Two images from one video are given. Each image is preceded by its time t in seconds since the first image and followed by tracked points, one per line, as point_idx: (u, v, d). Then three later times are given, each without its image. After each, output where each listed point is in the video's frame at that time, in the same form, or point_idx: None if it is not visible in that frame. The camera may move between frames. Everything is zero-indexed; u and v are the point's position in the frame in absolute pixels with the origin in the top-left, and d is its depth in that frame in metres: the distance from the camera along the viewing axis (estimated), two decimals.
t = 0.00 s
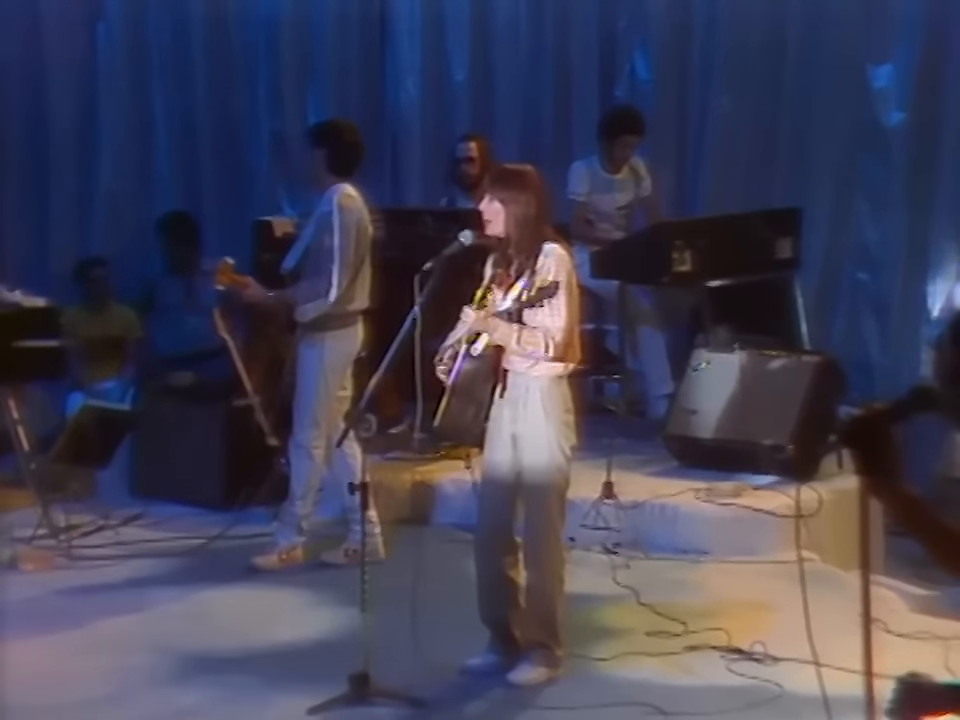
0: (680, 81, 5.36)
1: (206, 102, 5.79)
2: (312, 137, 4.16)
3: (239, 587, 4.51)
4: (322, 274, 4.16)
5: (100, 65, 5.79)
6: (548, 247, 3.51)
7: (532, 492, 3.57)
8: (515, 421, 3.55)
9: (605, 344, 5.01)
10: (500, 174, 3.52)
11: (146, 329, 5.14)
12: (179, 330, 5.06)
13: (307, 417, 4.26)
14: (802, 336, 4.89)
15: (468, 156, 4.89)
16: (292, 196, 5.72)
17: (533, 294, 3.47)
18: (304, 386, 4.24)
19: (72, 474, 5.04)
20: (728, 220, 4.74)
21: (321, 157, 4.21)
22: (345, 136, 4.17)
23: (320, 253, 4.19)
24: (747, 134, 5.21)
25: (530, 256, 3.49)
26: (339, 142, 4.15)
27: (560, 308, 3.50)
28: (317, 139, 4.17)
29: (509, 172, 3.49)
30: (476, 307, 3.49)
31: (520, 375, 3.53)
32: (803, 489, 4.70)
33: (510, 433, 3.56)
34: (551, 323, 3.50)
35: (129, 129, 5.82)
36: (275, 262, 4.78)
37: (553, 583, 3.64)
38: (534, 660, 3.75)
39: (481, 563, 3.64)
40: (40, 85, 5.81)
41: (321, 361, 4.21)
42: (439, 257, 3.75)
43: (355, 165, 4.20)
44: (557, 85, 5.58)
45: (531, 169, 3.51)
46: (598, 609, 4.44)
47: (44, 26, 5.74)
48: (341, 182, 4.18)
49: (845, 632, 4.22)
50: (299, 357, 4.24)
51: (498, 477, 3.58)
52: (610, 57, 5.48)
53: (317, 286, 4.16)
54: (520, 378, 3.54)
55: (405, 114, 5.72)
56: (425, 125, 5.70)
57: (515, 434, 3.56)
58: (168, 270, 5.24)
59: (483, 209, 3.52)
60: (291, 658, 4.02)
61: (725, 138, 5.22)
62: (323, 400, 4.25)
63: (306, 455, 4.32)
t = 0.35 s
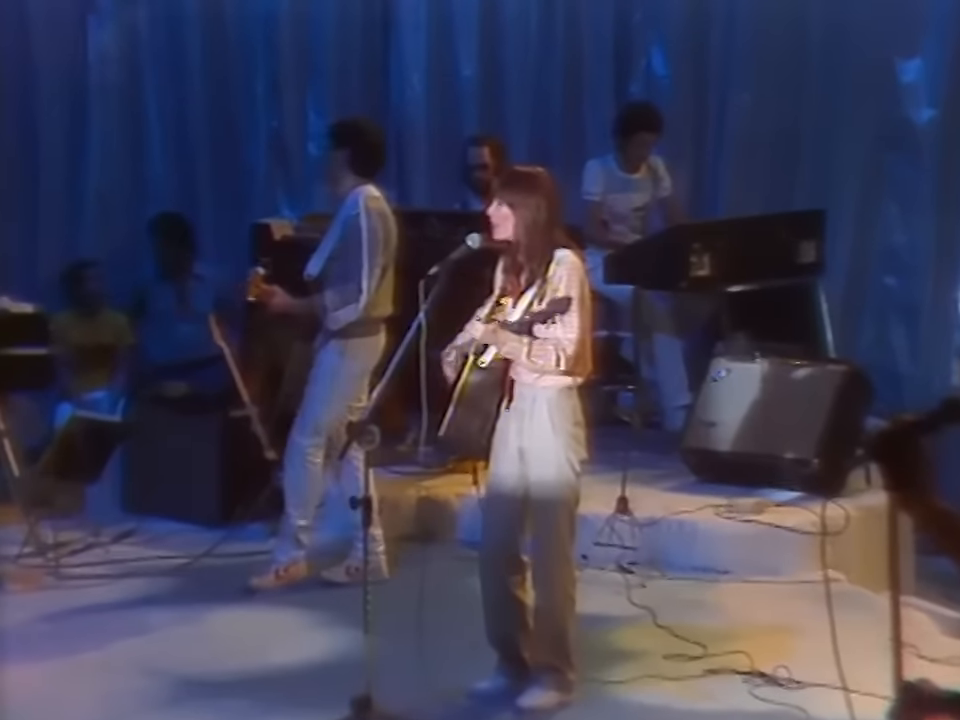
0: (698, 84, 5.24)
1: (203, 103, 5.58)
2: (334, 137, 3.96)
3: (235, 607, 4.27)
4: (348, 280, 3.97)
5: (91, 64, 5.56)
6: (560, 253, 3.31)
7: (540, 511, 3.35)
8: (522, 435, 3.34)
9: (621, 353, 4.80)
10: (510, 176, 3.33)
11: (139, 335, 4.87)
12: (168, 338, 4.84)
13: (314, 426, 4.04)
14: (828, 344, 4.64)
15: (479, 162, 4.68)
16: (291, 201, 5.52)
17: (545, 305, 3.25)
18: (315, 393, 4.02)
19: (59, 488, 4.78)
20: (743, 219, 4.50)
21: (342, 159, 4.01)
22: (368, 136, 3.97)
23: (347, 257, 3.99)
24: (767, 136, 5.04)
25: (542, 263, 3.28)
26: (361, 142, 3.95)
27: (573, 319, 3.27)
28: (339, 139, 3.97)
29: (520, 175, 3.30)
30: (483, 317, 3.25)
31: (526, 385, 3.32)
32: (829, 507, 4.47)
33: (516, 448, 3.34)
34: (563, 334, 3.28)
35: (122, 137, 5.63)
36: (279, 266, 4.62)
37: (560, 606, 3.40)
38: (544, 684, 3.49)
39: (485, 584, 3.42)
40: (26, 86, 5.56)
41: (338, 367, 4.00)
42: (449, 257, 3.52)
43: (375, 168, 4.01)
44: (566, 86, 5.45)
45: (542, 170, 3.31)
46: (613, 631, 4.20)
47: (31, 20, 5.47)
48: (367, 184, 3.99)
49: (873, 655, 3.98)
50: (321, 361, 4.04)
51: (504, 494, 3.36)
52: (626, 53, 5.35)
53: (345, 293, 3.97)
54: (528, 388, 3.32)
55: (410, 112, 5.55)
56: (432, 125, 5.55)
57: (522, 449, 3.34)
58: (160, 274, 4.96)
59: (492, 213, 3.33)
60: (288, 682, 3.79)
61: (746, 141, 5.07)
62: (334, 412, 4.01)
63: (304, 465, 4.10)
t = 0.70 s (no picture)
0: (716, 84, 5.04)
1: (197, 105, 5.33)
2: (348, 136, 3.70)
3: (230, 631, 4.04)
4: (363, 282, 3.71)
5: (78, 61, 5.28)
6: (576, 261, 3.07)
7: (554, 529, 3.07)
8: (534, 450, 3.08)
9: (636, 364, 4.62)
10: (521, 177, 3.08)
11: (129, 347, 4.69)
12: (163, 348, 4.63)
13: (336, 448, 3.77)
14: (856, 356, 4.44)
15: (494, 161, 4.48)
16: (290, 204, 5.35)
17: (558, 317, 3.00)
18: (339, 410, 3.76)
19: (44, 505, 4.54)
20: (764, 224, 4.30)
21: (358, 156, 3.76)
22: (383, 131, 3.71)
23: (362, 257, 3.74)
24: (788, 137, 4.89)
25: (555, 270, 3.03)
26: (377, 140, 3.69)
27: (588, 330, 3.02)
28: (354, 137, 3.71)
29: (532, 175, 3.06)
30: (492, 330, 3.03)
31: (536, 398, 3.06)
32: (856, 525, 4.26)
33: (529, 464, 3.08)
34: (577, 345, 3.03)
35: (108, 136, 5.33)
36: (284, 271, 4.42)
37: (575, 633, 3.10)
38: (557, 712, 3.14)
39: (496, 612, 3.12)
40: (5, 91, 5.18)
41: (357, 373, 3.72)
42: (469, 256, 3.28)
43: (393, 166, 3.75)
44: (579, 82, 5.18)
45: (557, 173, 3.07)
46: (629, 655, 3.96)
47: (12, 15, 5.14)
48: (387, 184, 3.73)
49: (905, 682, 3.74)
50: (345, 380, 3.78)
51: (516, 513, 3.09)
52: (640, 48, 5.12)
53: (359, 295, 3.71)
54: (539, 401, 3.06)
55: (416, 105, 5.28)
56: (439, 119, 5.29)
57: (534, 464, 3.07)
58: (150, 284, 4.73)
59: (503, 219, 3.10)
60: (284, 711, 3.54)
61: (768, 142, 4.89)
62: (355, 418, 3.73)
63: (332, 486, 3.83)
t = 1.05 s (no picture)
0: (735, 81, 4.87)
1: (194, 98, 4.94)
2: (371, 133, 3.54)
3: (224, 653, 3.81)
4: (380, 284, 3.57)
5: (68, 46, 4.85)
6: (589, 263, 2.91)
7: (568, 545, 2.90)
8: (545, 462, 2.90)
9: (651, 373, 4.44)
10: (531, 176, 2.93)
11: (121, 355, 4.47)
12: (157, 355, 4.44)
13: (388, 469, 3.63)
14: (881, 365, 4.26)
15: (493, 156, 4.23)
16: (290, 204, 5.02)
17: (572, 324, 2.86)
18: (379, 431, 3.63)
19: (31, 520, 4.32)
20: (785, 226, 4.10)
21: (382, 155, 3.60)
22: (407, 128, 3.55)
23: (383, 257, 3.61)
24: (809, 133, 4.78)
25: (568, 274, 2.89)
26: (402, 137, 3.53)
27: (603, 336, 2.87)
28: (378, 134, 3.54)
29: (542, 175, 2.92)
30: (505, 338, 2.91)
31: (546, 407, 2.88)
32: (882, 541, 4.06)
33: (539, 476, 2.90)
34: (590, 352, 2.87)
35: (101, 127, 4.92)
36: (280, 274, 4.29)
37: (589, 652, 2.96)
38: None
39: (506, 631, 2.96)
40: None
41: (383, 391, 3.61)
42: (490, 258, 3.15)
43: (420, 163, 3.59)
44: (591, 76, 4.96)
45: (567, 172, 2.92)
46: (644, 675, 3.74)
47: None
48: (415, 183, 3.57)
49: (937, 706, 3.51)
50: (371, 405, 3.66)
51: (526, 529, 2.90)
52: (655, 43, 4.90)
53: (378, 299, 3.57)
54: (550, 410, 2.88)
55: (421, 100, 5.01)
56: (443, 114, 5.02)
57: (545, 476, 2.90)
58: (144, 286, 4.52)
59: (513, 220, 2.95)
60: None
61: (790, 137, 4.78)
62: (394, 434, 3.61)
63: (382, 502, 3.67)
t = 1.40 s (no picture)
0: (753, 79, 4.50)
1: (179, 94, 4.57)
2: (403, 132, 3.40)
3: (206, 680, 3.58)
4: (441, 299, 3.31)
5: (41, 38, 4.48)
6: (596, 265, 2.74)
7: (569, 567, 2.73)
8: (546, 476, 2.73)
9: (662, 383, 4.10)
10: (532, 177, 2.76)
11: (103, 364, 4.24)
12: (144, 366, 4.20)
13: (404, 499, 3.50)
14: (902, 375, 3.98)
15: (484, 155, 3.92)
16: (280, 204, 4.64)
17: (578, 331, 2.68)
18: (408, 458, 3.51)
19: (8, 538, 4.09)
20: (800, 228, 3.89)
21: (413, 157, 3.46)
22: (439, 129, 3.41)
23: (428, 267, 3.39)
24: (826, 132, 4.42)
25: (576, 275, 2.73)
26: (436, 137, 3.39)
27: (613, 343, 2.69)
28: (408, 135, 3.41)
29: (545, 171, 2.74)
30: (508, 345, 2.73)
31: (550, 418, 2.72)
32: (907, 562, 3.83)
33: (538, 489, 2.74)
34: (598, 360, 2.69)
35: (79, 129, 4.54)
36: (266, 282, 4.10)
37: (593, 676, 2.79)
38: None
39: (507, 654, 2.79)
40: None
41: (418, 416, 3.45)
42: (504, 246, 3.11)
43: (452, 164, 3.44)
44: (598, 76, 4.56)
45: (568, 168, 2.78)
46: (655, 702, 3.51)
47: None
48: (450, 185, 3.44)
49: None
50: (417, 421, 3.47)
51: (524, 545, 2.74)
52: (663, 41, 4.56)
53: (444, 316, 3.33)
54: (554, 421, 2.71)
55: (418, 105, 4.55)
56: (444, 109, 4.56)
57: (545, 489, 2.73)
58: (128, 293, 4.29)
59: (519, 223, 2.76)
60: None
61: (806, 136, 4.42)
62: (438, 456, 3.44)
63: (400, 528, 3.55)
